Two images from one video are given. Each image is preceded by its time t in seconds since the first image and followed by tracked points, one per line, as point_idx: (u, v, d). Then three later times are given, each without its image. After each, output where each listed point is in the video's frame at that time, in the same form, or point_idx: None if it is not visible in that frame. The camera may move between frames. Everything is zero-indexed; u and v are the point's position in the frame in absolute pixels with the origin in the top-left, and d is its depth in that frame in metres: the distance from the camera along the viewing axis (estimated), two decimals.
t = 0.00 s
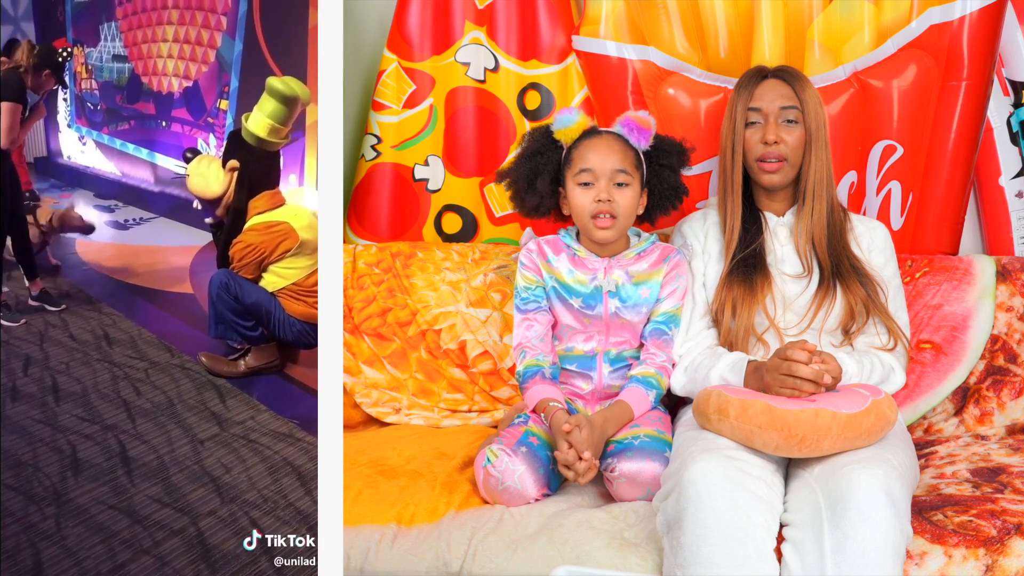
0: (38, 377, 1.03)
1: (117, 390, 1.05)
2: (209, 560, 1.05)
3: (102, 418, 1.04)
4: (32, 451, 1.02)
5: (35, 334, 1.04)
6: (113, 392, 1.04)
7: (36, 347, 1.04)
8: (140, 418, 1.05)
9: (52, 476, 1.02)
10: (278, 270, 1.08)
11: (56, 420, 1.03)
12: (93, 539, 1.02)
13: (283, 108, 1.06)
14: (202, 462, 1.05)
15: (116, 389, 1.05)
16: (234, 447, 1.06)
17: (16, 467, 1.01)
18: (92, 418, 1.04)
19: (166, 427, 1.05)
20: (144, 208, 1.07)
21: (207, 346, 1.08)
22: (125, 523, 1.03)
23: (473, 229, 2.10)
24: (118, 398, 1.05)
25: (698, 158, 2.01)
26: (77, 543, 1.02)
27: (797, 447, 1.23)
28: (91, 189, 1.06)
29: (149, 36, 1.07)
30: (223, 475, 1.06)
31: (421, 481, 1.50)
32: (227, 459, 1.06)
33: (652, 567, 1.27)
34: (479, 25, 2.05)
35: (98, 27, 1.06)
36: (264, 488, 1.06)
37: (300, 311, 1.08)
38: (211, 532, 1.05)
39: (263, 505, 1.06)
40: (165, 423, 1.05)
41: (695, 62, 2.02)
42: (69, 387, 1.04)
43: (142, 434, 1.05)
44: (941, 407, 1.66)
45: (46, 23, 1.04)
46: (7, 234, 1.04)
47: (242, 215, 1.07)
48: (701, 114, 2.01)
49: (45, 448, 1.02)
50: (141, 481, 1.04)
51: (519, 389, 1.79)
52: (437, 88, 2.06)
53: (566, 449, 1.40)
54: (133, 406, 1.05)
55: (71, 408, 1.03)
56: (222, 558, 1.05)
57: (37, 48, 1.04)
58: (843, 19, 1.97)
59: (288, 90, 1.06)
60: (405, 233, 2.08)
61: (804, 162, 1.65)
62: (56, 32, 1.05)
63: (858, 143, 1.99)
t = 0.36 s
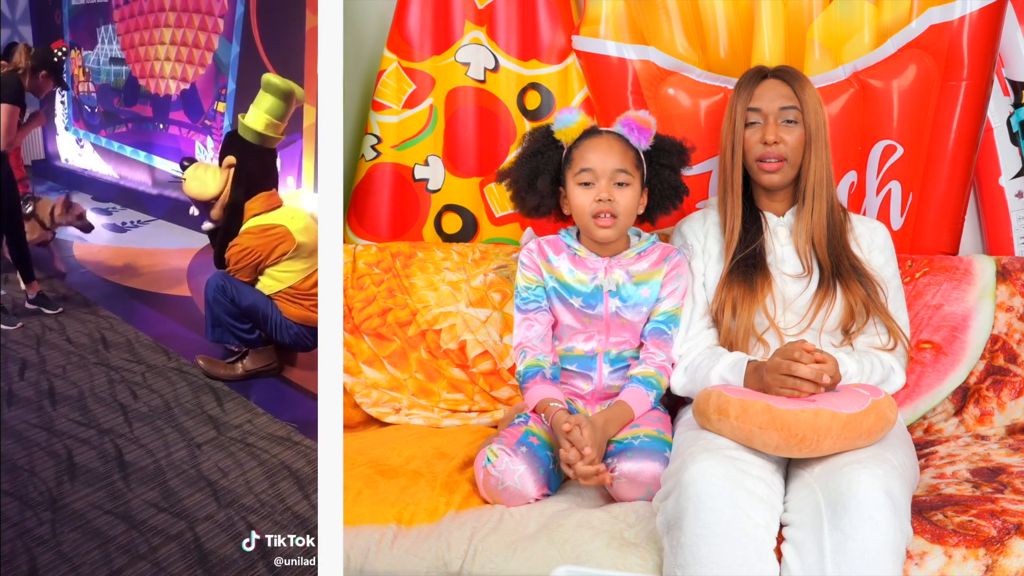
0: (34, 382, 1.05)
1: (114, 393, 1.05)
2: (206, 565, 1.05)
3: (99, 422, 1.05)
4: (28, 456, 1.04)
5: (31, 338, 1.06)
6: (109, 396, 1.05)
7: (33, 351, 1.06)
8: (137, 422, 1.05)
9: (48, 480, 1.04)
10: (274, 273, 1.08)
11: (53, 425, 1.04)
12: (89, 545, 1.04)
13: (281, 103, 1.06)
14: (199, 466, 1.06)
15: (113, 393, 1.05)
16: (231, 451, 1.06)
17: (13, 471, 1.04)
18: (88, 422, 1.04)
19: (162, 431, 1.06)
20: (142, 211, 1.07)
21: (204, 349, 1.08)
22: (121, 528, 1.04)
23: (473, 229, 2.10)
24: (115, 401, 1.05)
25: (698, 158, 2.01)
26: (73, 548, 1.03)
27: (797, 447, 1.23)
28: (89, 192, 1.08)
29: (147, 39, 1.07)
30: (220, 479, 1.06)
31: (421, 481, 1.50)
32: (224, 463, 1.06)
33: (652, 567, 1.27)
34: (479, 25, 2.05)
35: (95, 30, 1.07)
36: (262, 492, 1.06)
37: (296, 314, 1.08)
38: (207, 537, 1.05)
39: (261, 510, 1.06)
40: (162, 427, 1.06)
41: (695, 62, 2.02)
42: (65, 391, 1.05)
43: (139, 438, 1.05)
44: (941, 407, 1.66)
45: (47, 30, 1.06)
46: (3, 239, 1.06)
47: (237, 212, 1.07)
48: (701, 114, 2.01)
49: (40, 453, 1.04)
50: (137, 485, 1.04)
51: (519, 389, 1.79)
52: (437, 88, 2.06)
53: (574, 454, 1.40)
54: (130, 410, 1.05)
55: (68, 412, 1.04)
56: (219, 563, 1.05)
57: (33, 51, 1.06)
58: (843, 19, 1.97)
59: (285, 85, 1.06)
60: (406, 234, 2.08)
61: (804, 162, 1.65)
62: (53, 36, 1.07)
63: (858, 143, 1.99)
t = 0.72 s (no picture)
0: (31, 383, 1.05)
1: (111, 394, 1.06)
2: (202, 566, 1.05)
3: (95, 424, 1.05)
4: (24, 458, 1.04)
5: (28, 339, 1.06)
6: (107, 397, 1.05)
7: (30, 352, 1.06)
8: (134, 424, 1.05)
9: (45, 482, 1.04)
10: (272, 272, 1.08)
11: (49, 426, 1.05)
12: (85, 547, 1.04)
13: (269, 102, 1.06)
14: (196, 467, 1.06)
15: (110, 394, 1.06)
16: (228, 451, 1.06)
17: (9, 473, 1.04)
18: (85, 424, 1.05)
19: (160, 432, 1.06)
20: (140, 211, 1.07)
21: (201, 349, 1.08)
22: (118, 530, 1.04)
23: (473, 229, 2.10)
24: (112, 402, 1.05)
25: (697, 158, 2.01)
26: (69, 551, 1.04)
27: (797, 447, 1.23)
28: (88, 193, 1.08)
29: (144, 39, 1.07)
30: (217, 480, 1.06)
31: (421, 481, 1.50)
32: (222, 463, 1.06)
33: (652, 567, 1.27)
34: (479, 25, 2.05)
35: (92, 31, 1.07)
36: (259, 494, 1.06)
37: (293, 313, 1.08)
38: (204, 538, 1.05)
39: (257, 511, 1.06)
40: (159, 428, 1.06)
41: (695, 62, 2.02)
42: (62, 393, 1.05)
43: (136, 439, 1.05)
44: (941, 407, 1.66)
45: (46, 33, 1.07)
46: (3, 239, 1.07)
47: (233, 214, 1.07)
48: (701, 114, 2.01)
49: (37, 454, 1.04)
50: (134, 487, 1.05)
51: (519, 389, 1.79)
52: (437, 88, 2.06)
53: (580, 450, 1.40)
54: (127, 411, 1.05)
55: (65, 413, 1.05)
56: (215, 564, 1.05)
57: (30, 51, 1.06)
58: (843, 19, 1.97)
59: (273, 83, 1.06)
60: (406, 233, 2.08)
61: (804, 162, 1.65)
62: (50, 37, 1.07)
63: (858, 143, 1.99)
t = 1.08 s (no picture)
0: (27, 383, 1.07)
1: (107, 394, 1.06)
2: (198, 567, 1.05)
3: (91, 424, 1.06)
4: (20, 459, 1.06)
5: (25, 340, 1.08)
6: (103, 397, 1.06)
7: (26, 352, 1.07)
8: (130, 424, 1.06)
9: (40, 482, 1.05)
10: (264, 271, 1.07)
11: (45, 427, 1.06)
12: (80, 548, 1.05)
13: (269, 107, 1.06)
14: (192, 467, 1.06)
15: (107, 394, 1.06)
16: (224, 451, 1.06)
17: (4, 474, 1.05)
18: (82, 424, 1.06)
19: (155, 432, 1.06)
20: (137, 210, 1.08)
21: (198, 349, 1.07)
22: (114, 531, 1.05)
23: (473, 229, 2.10)
24: (108, 403, 1.06)
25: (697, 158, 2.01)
26: (64, 551, 1.05)
27: (797, 447, 1.23)
28: (85, 192, 1.08)
29: (140, 38, 1.07)
30: (213, 479, 1.06)
31: (421, 481, 1.50)
32: (218, 463, 1.06)
33: (652, 567, 1.27)
34: (479, 25, 2.05)
35: (88, 30, 1.08)
36: (255, 493, 1.06)
37: (287, 312, 1.07)
38: (200, 538, 1.05)
39: (254, 511, 1.06)
40: (155, 428, 1.06)
41: (695, 62, 2.02)
42: (58, 393, 1.07)
43: (132, 439, 1.06)
44: (941, 407, 1.66)
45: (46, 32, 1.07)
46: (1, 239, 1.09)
47: (227, 213, 1.07)
48: (701, 114, 2.01)
49: (33, 455, 1.06)
50: (129, 487, 1.05)
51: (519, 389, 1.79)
52: (437, 88, 2.06)
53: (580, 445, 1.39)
54: (123, 411, 1.06)
55: (60, 414, 1.06)
56: (211, 565, 1.05)
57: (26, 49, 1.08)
58: (843, 19, 1.97)
59: (274, 89, 1.06)
60: (405, 234, 2.08)
61: (804, 162, 1.65)
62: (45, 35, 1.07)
63: (858, 143, 1.99)
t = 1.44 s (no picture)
0: (26, 381, 1.05)
1: (107, 393, 1.06)
2: (197, 565, 1.05)
3: (91, 422, 1.05)
4: (20, 457, 1.05)
5: (23, 337, 1.06)
6: (102, 396, 1.06)
7: (25, 350, 1.06)
8: (129, 422, 1.06)
9: (40, 481, 1.04)
10: (262, 268, 1.08)
11: (44, 425, 1.05)
12: (79, 546, 1.04)
13: (269, 107, 1.06)
14: (191, 465, 1.06)
15: (106, 392, 1.06)
16: (224, 449, 1.06)
17: (3, 471, 1.04)
18: (81, 422, 1.05)
19: (155, 429, 1.06)
20: (135, 208, 1.07)
21: (196, 348, 1.08)
22: (113, 529, 1.04)
23: (473, 229, 2.10)
24: (107, 401, 1.06)
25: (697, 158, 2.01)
26: (63, 549, 1.04)
27: (797, 447, 1.23)
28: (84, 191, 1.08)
29: (138, 35, 1.07)
30: (212, 477, 1.06)
31: (421, 481, 1.50)
32: (217, 461, 1.06)
33: (652, 567, 1.27)
34: (479, 24, 2.05)
35: (87, 27, 1.07)
36: (254, 491, 1.06)
37: (287, 308, 1.07)
38: (200, 536, 1.05)
39: (252, 509, 1.06)
40: (154, 426, 1.06)
41: (695, 62, 2.02)
42: (57, 391, 1.06)
43: (131, 437, 1.05)
44: (941, 407, 1.66)
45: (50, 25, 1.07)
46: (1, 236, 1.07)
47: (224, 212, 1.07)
48: (701, 114, 2.01)
49: (32, 453, 1.05)
50: (129, 485, 1.05)
51: (519, 389, 1.79)
52: (437, 88, 2.06)
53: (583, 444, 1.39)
54: (123, 409, 1.06)
55: (59, 412, 1.05)
56: (211, 563, 1.05)
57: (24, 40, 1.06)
58: (843, 19, 1.97)
59: (274, 88, 1.06)
60: (405, 233, 2.08)
61: (804, 162, 1.65)
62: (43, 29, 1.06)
63: (858, 143, 1.99)
